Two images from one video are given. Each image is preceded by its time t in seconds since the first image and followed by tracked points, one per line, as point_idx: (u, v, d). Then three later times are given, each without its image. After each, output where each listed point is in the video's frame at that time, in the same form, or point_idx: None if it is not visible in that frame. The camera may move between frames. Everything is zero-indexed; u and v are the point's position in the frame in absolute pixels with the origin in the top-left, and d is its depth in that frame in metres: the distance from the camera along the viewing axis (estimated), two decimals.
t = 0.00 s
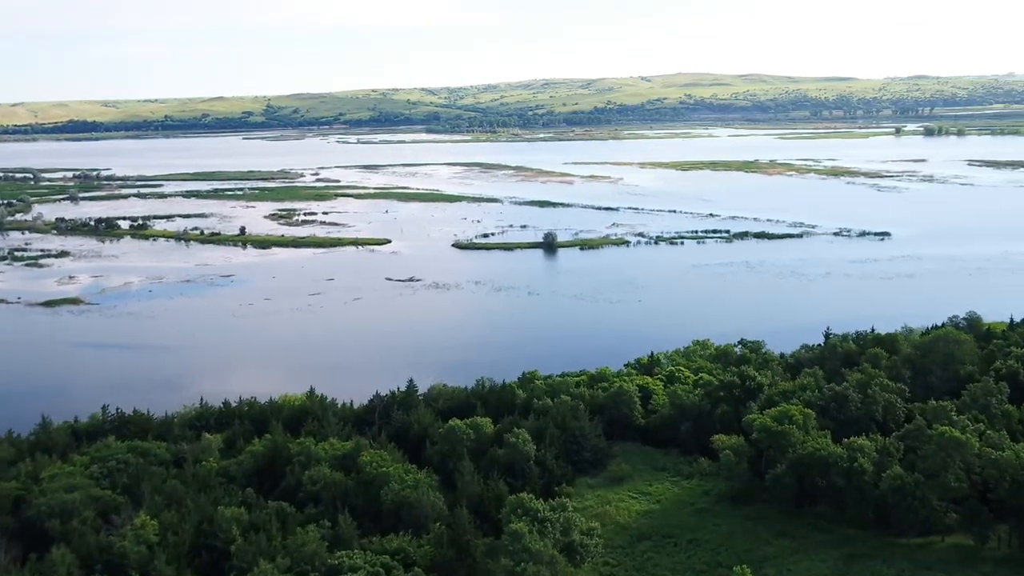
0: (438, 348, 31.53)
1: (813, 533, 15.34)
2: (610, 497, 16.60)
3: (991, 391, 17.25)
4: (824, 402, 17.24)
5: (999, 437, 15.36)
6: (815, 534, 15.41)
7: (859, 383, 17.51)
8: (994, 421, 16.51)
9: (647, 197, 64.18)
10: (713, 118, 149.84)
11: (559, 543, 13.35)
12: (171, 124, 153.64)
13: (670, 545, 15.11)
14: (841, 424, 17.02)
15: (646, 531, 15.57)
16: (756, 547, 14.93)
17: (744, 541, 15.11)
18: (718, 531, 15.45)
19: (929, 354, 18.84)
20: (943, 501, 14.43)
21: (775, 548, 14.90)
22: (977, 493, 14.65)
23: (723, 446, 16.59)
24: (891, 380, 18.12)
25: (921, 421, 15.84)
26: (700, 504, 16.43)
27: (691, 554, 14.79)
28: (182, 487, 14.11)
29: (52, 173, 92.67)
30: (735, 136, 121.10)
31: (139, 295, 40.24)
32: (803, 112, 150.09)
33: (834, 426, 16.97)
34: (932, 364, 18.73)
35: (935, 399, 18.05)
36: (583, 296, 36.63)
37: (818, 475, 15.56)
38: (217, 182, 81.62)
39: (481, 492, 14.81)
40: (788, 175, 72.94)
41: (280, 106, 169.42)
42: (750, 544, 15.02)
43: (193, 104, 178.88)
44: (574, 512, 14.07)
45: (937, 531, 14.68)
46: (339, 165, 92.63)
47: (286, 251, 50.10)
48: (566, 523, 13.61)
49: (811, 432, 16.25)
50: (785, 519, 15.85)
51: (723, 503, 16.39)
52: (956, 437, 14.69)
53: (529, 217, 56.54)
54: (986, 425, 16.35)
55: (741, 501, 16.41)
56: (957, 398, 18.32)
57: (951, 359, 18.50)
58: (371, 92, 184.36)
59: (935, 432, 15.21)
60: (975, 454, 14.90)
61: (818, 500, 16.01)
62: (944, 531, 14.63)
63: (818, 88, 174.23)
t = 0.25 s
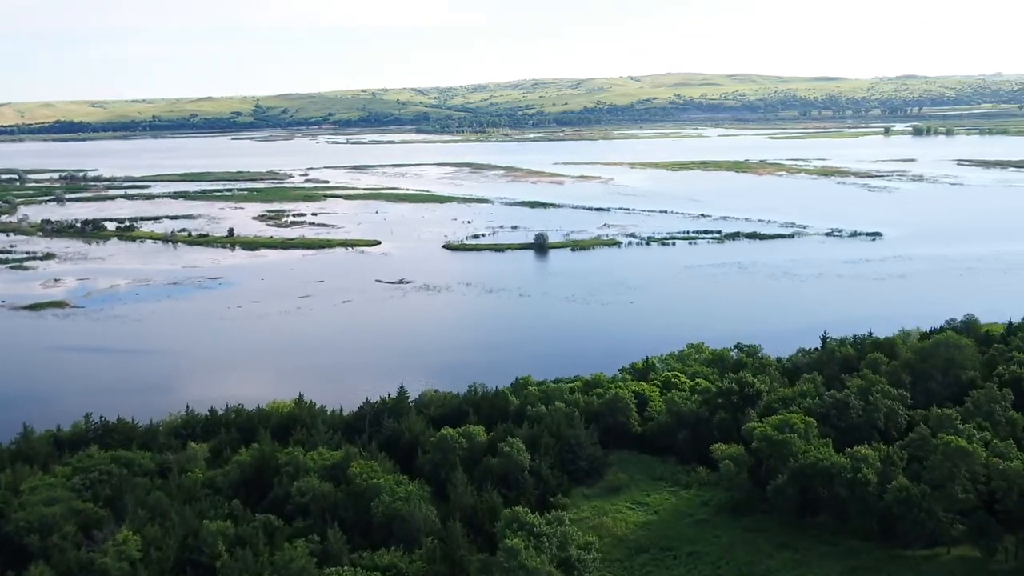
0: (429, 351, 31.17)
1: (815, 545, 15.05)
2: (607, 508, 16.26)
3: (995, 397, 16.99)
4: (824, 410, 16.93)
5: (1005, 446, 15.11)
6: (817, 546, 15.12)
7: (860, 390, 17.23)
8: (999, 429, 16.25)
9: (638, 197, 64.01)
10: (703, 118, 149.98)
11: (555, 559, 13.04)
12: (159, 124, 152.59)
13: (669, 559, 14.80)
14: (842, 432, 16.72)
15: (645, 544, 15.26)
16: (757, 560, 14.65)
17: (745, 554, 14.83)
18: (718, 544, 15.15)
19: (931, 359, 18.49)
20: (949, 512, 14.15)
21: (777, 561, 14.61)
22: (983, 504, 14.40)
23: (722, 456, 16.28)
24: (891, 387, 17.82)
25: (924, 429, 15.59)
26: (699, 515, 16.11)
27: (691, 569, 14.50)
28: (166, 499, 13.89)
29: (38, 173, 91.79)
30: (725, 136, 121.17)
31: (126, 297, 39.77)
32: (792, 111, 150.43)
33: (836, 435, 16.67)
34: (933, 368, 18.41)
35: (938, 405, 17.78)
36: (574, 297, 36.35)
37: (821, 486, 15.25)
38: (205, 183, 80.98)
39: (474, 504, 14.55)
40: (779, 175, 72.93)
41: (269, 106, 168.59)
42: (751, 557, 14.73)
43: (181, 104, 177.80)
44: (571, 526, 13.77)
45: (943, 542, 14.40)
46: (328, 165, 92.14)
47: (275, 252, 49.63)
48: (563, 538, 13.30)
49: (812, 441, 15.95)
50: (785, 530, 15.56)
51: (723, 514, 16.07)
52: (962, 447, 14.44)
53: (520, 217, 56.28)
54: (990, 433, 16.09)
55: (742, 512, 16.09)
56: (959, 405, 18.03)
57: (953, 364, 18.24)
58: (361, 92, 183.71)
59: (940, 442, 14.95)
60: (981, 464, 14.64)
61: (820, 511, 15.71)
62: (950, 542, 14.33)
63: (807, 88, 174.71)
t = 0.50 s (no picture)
0: (419, 355, 30.80)
1: (818, 561, 14.63)
2: (604, 522, 15.81)
3: (1000, 406, 16.67)
4: (827, 419, 16.55)
5: (1014, 459, 14.81)
6: (821, 561, 14.72)
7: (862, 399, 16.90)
8: (1007, 439, 15.92)
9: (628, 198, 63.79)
10: (691, 118, 150.13)
11: None
12: (146, 125, 151.43)
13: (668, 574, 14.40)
14: (845, 443, 16.33)
15: (643, 559, 14.82)
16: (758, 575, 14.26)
17: (746, 569, 14.44)
18: (718, 558, 14.75)
19: (935, 365, 18.09)
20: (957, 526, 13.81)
21: None
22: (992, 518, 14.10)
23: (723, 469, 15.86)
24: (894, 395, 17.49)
25: (931, 441, 15.27)
26: (699, 529, 15.67)
27: None
28: (149, 515, 13.68)
29: (22, 175, 90.78)
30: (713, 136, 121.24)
31: (110, 300, 39.20)
32: (780, 112, 150.79)
33: (839, 445, 16.27)
34: (935, 375, 18.03)
35: (942, 414, 17.44)
36: (565, 299, 36.02)
37: (824, 499, 14.83)
38: (192, 185, 80.29)
39: (467, 518, 14.26)
40: (768, 175, 72.91)
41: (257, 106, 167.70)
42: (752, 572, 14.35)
43: (168, 104, 176.61)
44: (568, 543, 13.40)
45: (952, 557, 14.00)
46: (316, 166, 91.59)
47: (262, 255, 49.10)
48: (559, 556, 12.97)
49: (815, 452, 15.58)
50: (788, 544, 15.15)
51: (724, 528, 15.65)
52: (971, 459, 14.18)
53: (510, 219, 55.96)
54: (998, 444, 15.76)
55: (742, 527, 15.66)
56: (963, 413, 17.68)
57: (955, 372, 17.89)
58: (349, 92, 183.03)
59: (948, 454, 14.67)
60: (991, 476, 14.33)
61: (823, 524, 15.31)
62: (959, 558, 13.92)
63: (794, 88, 175.24)
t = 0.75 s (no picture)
0: (411, 358, 30.45)
1: None
2: (602, 534, 15.37)
3: (1006, 414, 16.39)
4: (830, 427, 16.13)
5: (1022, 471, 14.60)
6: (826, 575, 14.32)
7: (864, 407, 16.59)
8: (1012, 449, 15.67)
9: (620, 199, 63.59)
10: (682, 118, 150.23)
11: None
12: (134, 125, 150.37)
13: None
14: (849, 452, 15.93)
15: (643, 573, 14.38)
16: None
17: None
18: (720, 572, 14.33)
19: (937, 371, 17.85)
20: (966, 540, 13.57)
21: None
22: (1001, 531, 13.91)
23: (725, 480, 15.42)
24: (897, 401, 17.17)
25: (938, 452, 14.99)
26: (700, 542, 15.24)
27: None
28: (133, 529, 13.40)
29: (8, 176, 89.88)
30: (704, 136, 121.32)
31: (97, 303, 38.68)
32: (770, 112, 151.04)
33: (841, 454, 15.90)
34: (937, 382, 17.74)
35: (946, 422, 17.16)
36: (557, 302, 35.73)
37: (829, 511, 14.41)
38: (180, 186, 79.65)
39: (461, 532, 14.00)
40: (759, 175, 72.87)
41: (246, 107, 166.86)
42: None
43: (157, 105, 175.60)
44: (567, 560, 13.05)
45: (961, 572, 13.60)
46: (306, 167, 91.06)
47: (251, 257, 48.60)
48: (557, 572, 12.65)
49: (819, 463, 15.18)
50: (792, 557, 14.75)
51: (725, 541, 15.22)
52: (981, 471, 14.04)
53: (501, 220, 55.66)
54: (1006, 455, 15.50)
55: (744, 539, 15.24)
56: (965, 420, 17.48)
57: (957, 378, 17.63)
58: (339, 92, 182.34)
59: (957, 465, 14.49)
60: (1000, 489, 14.14)
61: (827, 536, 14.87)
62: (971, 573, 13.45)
63: (784, 88, 175.66)
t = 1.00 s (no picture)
0: (401, 363, 29.93)
1: None
2: (602, 549, 14.92)
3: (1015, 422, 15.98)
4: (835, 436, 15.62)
5: None
6: None
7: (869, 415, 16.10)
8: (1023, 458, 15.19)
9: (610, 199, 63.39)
10: (671, 118, 150.34)
11: None
12: (120, 125, 149.28)
13: None
14: (853, 462, 15.44)
15: None
16: None
17: None
18: None
19: (942, 378, 17.48)
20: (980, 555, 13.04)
21: None
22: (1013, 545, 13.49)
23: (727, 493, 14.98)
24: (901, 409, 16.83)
25: (947, 464, 14.52)
26: (701, 557, 14.83)
27: None
28: (114, 546, 13.03)
29: None
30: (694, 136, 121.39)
31: (82, 307, 38.14)
32: (759, 111, 151.34)
33: (847, 464, 15.40)
34: (941, 389, 17.42)
35: (952, 430, 16.80)
36: (549, 304, 35.41)
37: (836, 526, 13.86)
38: (167, 186, 79.01)
39: (455, 548, 13.64)
40: (749, 175, 72.85)
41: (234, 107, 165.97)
42: None
43: (145, 105, 174.49)
44: None
45: None
46: (295, 167, 90.52)
47: (239, 259, 48.10)
48: None
49: (824, 475, 14.67)
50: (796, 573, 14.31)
51: (728, 556, 14.81)
52: (994, 483, 13.48)
53: (492, 221, 55.34)
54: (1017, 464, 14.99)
55: (747, 554, 14.84)
56: (970, 428, 17.10)
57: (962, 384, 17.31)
58: (327, 92, 181.65)
59: (969, 477, 13.92)
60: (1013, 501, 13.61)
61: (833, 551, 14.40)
62: None
63: (773, 88, 176.10)
